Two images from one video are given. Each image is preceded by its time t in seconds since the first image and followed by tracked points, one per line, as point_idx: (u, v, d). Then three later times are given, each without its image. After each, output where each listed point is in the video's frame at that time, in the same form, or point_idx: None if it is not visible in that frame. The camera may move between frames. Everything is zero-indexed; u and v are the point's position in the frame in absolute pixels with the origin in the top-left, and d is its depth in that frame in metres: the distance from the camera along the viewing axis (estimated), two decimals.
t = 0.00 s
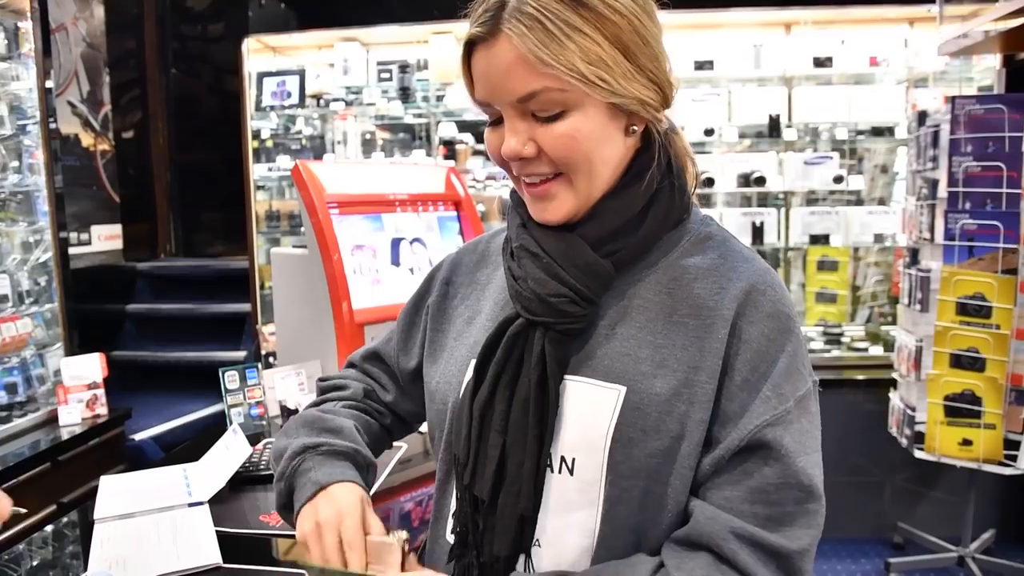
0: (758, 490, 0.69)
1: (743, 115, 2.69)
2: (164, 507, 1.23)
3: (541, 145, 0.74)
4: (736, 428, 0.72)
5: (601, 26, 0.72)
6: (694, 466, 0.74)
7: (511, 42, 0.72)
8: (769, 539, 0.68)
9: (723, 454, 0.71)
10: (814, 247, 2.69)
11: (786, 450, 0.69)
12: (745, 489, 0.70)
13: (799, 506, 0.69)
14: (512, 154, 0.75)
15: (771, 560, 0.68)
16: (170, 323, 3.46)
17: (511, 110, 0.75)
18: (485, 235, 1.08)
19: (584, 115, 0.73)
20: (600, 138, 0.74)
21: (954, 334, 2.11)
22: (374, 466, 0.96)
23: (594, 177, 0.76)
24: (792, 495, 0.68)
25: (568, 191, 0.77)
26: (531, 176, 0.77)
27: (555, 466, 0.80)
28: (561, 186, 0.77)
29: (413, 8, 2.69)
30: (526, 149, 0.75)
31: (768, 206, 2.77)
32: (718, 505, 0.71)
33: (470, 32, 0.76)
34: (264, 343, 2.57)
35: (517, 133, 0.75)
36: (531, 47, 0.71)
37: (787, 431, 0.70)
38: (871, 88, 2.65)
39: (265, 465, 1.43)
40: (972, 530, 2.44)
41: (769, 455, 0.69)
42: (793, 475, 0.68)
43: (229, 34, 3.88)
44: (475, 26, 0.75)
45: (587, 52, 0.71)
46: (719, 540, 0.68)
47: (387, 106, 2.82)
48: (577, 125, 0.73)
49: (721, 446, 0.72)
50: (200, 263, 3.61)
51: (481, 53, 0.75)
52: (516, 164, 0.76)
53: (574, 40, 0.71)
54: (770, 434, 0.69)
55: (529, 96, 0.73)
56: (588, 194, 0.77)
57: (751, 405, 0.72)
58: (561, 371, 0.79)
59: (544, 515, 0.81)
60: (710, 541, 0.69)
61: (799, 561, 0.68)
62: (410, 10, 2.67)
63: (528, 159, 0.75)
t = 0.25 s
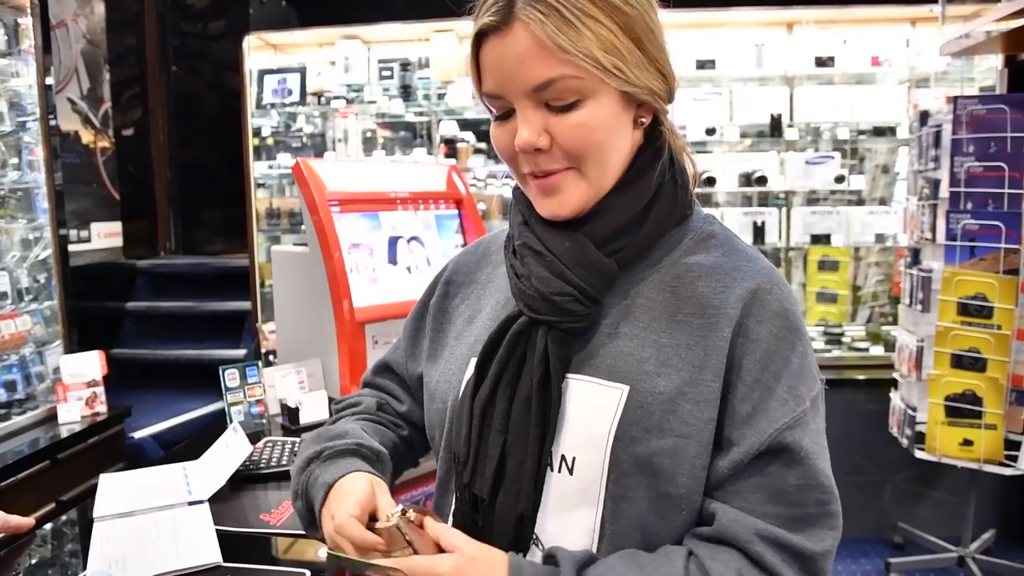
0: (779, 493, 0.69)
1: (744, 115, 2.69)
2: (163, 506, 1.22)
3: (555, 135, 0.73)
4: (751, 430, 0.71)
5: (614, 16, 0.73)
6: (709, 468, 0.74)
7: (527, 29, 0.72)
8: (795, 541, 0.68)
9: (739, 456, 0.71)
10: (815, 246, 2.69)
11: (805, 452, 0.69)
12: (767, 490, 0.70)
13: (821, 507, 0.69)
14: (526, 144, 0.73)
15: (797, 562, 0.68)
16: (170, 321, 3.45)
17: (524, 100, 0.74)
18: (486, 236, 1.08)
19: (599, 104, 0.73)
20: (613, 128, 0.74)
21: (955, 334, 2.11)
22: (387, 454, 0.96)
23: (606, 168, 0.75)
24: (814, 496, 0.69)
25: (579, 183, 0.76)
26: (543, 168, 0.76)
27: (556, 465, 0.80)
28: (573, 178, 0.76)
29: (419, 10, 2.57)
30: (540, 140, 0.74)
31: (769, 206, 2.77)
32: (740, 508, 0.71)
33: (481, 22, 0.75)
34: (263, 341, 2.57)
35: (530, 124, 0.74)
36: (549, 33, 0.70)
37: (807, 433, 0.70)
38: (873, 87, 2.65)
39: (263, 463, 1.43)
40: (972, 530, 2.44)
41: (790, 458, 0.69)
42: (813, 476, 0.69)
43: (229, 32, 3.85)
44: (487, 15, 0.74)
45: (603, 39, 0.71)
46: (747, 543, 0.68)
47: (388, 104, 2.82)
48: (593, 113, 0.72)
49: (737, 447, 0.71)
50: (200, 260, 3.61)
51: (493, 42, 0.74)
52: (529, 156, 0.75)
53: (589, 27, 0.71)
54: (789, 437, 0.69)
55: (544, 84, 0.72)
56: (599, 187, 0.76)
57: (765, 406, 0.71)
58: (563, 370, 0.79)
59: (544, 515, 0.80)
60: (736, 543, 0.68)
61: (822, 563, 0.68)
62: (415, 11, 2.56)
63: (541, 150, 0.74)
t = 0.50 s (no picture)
0: (796, 487, 0.70)
1: (745, 114, 2.69)
2: (164, 505, 1.21)
3: (558, 134, 0.73)
4: (763, 426, 0.71)
5: (613, 12, 0.73)
6: (721, 467, 0.74)
7: (526, 27, 0.71)
8: (816, 535, 0.69)
9: (753, 454, 0.71)
10: (815, 245, 2.69)
11: (819, 446, 0.69)
12: (783, 484, 0.71)
13: (837, 501, 0.70)
14: (529, 143, 0.73)
15: (817, 556, 0.69)
16: (169, 319, 3.45)
17: (525, 99, 0.74)
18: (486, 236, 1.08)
19: (600, 101, 0.72)
20: (616, 125, 0.74)
21: (955, 334, 2.11)
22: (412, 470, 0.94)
23: (609, 165, 0.75)
24: (830, 490, 0.69)
25: (583, 181, 0.75)
26: (546, 167, 0.75)
27: (562, 466, 0.80)
28: (576, 177, 0.75)
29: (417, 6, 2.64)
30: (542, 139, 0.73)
31: (769, 205, 2.77)
32: (757, 503, 0.71)
33: (479, 22, 0.74)
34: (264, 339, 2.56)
35: (532, 123, 0.73)
36: (549, 31, 0.70)
37: (821, 429, 0.70)
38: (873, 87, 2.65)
39: (264, 462, 1.42)
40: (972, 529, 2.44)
41: (805, 453, 0.69)
42: (828, 470, 0.69)
43: (229, 30, 3.84)
44: (485, 15, 0.74)
45: (602, 36, 0.71)
46: (768, 538, 0.68)
47: (388, 103, 2.82)
48: (594, 110, 0.72)
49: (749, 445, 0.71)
50: (200, 259, 3.60)
51: (492, 42, 0.74)
52: (531, 156, 0.74)
53: (589, 24, 0.71)
54: (804, 433, 0.69)
55: (546, 82, 0.72)
56: (603, 184, 0.76)
57: (776, 403, 0.71)
58: (569, 369, 0.79)
59: (552, 515, 0.80)
60: (757, 538, 0.69)
61: (842, 555, 0.69)
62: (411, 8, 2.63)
63: (544, 149, 0.74)
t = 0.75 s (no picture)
0: (788, 485, 0.69)
1: (745, 114, 2.69)
2: (163, 503, 1.21)
3: (553, 138, 0.72)
4: (757, 426, 0.70)
5: (608, 13, 0.71)
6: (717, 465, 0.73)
7: (520, 31, 0.70)
8: (806, 536, 0.67)
9: (746, 452, 0.70)
10: (815, 245, 2.69)
11: (811, 446, 0.68)
12: (774, 481, 0.70)
13: (830, 502, 0.68)
14: (524, 148, 0.73)
15: (808, 559, 0.67)
16: (168, 317, 3.44)
17: (520, 103, 0.73)
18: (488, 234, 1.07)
19: (596, 104, 0.72)
20: (612, 127, 0.73)
21: (955, 334, 2.11)
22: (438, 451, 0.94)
23: (606, 167, 0.75)
24: (822, 491, 0.68)
25: (580, 184, 0.75)
26: (543, 170, 0.75)
27: (561, 466, 0.79)
28: (573, 180, 0.75)
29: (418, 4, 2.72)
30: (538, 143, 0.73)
31: (769, 205, 2.78)
32: (748, 503, 0.70)
33: (473, 25, 0.73)
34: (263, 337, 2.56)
35: (527, 128, 0.73)
36: (542, 37, 0.69)
37: (816, 428, 0.69)
38: (873, 87, 2.66)
39: (264, 460, 1.41)
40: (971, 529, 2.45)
41: (797, 452, 0.68)
42: (821, 471, 0.68)
43: (229, 28, 3.85)
44: (478, 19, 0.73)
45: (597, 39, 0.70)
46: (755, 536, 0.67)
47: (388, 101, 2.81)
48: (589, 115, 0.71)
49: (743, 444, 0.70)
50: (199, 256, 3.60)
51: (486, 45, 0.73)
52: (527, 160, 0.74)
53: (583, 28, 0.70)
54: (796, 432, 0.68)
55: (540, 86, 0.71)
56: (601, 186, 0.76)
57: (771, 403, 0.70)
58: (569, 369, 0.78)
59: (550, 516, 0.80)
60: (746, 536, 0.68)
61: (834, 559, 0.68)
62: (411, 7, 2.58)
63: (540, 153, 0.73)
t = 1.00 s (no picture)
0: (789, 484, 0.67)
1: (745, 113, 2.69)
2: (163, 503, 1.21)
3: (596, 112, 0.72)
4: (757, 426, 0.69)
5: None
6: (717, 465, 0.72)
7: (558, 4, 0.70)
8: (807, 535, 0.66)
9: (746, 453, 0.69)
10: (814, 245, 2.70)
11: (811, 446, 0.66)
12: (775, 480, 0.68)
13: (832, 503, 0.67)
14: (570, 123, 0.71)
15: (810, 559, 0.66)
16: (168, 317, 3.44)
17: (557, 79, 0.72)
18: (493, 234, 1.07)
19: (629, 78, 0.73)
20: (642, 103, 0.75)
21: (955, 333, 2.12)
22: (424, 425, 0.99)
23: (638, 146, 0.75)
24: (824, 492, 0.66)
25: (616, 164, 0.74)
26: (581, 150, 0.73)
27: (560, 467, 0.79)
28: (609, 159, 0.74)
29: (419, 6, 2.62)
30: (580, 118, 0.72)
31: (768, 205, 2.78)
32: (749, 502, 0.69)
33: (502, 3, 0.72)
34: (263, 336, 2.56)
35: (568, 103, 0.72)
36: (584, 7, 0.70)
37: (816, 425, 0.67)
38: (871, 86, 2.66)
39: (265, 460, 1.40)
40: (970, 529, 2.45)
41: (797, 451, 0.67)
42: (823, 471, 0.66)
43: (230, 27, 3.86)
44: None
45: (626, 14, 0.73)
46: (755, 534, 0.66)
47: (388, 100, 2.81)
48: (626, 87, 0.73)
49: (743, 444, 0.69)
50: (199, 256, 3.60)
51: (520, 21, 0.71)
52: (567, 138, 0.72)
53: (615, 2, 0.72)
54: (794, 432, 0.67)
55: (581, 57, 0.71)
56: (633, 167, 0.76)
57: (771, 402, 0.69)
58: (571, 370, 0.78)
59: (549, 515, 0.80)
60: (747, 533, 0.67)
61: (838, 560, 0.66)
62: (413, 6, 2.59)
63: (582, 128, 0.72)
